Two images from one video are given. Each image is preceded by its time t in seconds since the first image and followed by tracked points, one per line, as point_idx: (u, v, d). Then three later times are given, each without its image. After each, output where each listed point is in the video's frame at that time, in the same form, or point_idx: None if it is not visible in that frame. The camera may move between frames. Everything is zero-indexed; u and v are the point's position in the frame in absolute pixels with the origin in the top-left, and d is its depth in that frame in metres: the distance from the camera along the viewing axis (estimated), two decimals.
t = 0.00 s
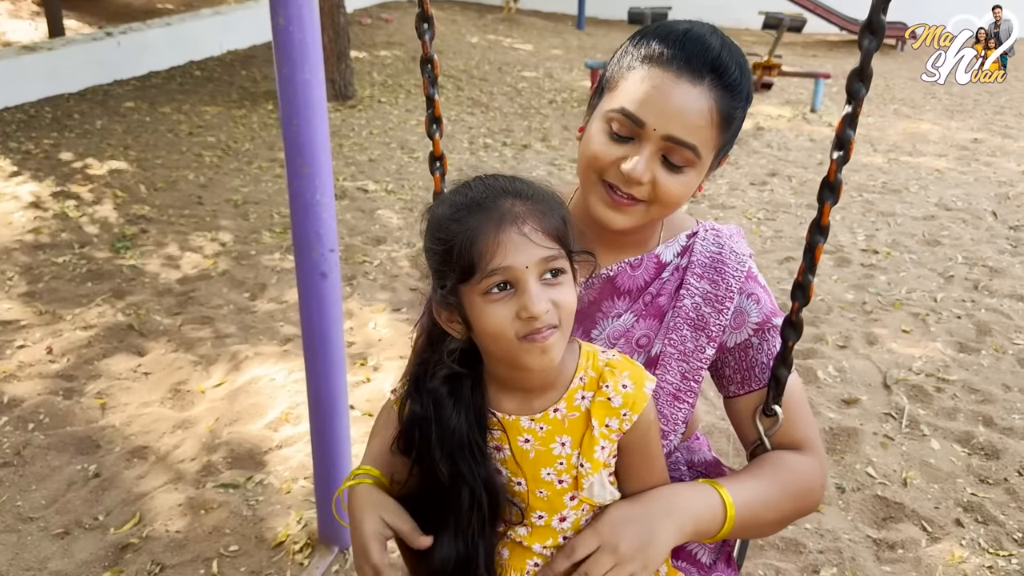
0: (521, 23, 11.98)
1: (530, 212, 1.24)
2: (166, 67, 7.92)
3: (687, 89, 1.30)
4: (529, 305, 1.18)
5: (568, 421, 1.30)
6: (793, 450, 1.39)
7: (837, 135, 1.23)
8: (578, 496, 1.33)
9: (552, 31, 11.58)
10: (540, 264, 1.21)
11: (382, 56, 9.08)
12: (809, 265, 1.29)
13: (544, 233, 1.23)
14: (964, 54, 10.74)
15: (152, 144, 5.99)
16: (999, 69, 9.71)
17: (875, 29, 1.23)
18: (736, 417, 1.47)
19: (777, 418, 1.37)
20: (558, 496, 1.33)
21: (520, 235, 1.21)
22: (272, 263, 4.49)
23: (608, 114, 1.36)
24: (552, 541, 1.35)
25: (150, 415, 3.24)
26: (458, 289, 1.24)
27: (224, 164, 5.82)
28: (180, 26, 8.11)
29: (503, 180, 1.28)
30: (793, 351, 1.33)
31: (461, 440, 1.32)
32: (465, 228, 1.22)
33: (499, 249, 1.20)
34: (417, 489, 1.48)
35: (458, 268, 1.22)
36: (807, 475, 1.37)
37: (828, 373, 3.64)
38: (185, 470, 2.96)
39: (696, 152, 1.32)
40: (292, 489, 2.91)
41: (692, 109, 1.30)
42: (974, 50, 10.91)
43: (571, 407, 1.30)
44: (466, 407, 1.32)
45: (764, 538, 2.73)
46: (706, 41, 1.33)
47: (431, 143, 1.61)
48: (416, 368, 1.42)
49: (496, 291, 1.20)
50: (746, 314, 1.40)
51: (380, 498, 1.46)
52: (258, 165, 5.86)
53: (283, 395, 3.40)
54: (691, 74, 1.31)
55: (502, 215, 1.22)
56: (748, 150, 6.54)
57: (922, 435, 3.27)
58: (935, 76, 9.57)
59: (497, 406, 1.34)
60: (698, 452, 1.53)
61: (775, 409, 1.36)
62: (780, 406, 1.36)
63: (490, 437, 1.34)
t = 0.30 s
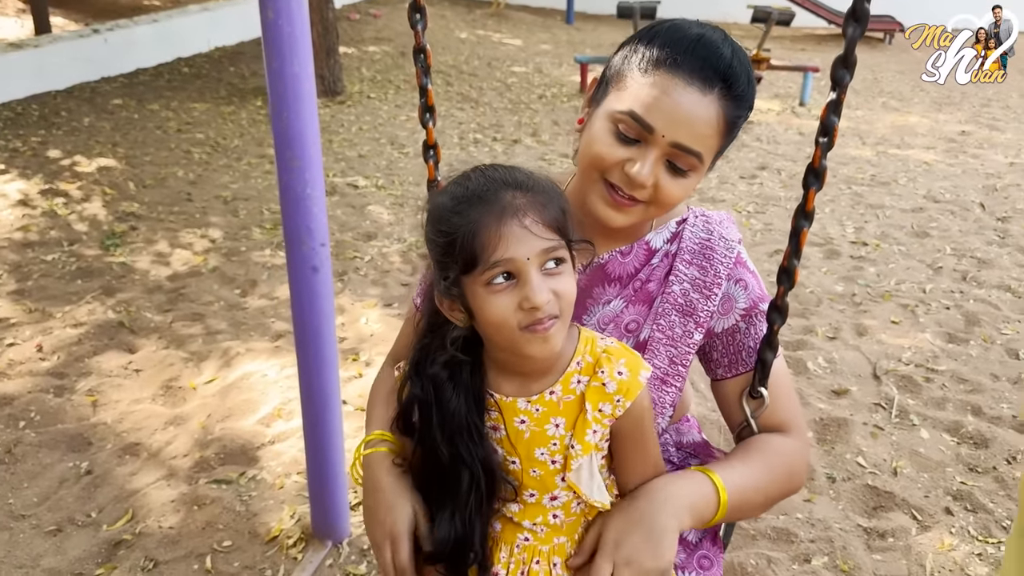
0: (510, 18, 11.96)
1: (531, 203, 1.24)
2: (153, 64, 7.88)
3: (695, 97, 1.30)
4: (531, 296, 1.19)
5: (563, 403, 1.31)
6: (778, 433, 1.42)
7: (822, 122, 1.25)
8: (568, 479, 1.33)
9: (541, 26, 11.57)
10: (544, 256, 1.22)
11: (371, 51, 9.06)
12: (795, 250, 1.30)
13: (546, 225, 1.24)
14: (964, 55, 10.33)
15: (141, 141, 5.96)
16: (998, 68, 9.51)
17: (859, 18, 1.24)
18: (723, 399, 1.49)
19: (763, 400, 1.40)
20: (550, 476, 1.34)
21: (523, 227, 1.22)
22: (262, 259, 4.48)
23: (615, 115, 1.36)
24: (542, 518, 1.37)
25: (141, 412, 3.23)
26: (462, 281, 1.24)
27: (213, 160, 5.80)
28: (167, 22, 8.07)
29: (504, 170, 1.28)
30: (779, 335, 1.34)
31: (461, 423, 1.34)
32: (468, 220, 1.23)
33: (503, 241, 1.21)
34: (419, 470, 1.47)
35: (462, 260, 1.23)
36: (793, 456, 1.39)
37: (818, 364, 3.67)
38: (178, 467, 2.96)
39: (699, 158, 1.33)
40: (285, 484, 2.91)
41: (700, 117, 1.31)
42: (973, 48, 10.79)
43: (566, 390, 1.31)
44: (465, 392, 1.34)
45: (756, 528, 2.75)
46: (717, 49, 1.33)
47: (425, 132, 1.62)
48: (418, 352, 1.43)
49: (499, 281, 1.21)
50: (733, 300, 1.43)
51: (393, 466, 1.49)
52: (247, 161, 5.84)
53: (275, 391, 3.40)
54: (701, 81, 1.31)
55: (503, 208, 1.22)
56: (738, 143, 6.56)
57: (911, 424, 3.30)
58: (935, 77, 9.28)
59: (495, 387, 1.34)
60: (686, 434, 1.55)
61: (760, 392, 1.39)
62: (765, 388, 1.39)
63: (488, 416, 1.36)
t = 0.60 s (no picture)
0: (500, 11, 11.94)
1: (536, 181, 1.25)
2: (141, 59, 7.84)
3: (687, 87, 1.31)
4: (537, 270, 1.20)
5: (561, 379, 1.31)
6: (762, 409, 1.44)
7: (804, 107, 1.26)
8: (564, 452, 1.35)
9: (531, 20, 11.56)
10: (547, 232, 1.23)
11: (360, 45, 9.03)
12: (779, 234, 1.31)
13: (548, 203, 1.24)
14: (963, 54, 10.00)
15: (129, 136, 5.93)
16: (1000, 70, 9.12)
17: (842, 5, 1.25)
18: (709, 374, 1.52)
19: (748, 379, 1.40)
20: (547, 450, 1.35)
21: (528, 204, 1.22)
22: (252, 254, 4.47)
23: (609, 102, 1.36)
24: (537, 488, 1.38)
25: (132, 407, 3.22)
26: (467, 258, 1.24)
27: (202, 155, 5.78)
28: (155, 17, 8.03)
29: (509, 151, 1.28)
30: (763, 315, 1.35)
31: (464, 400, 1.33)
32: (474, 198, 1.23)
33: (508, 217, 1.21)
34: (423, 447, 1.48)
35: (468, 237, 1.23)
36: (778, 432, 1.41)
37: (807, 355, 3.69)
38: (169, 461, 2.96)
39: (691, 145, 1.34)
40: (276, 478, 2.91)
41: (692, 105, 1.32)
42: (968, 45, 10.73)
43: (565, 366, 1.31)
44: (468, 370, 1.33)
45: (745, 517, 2.77)
46: (709, 39, 1.34)
47: (417, 118, 1.62)
48: (419, 328, 1.41)
49: (506, 257, 1.22)
50: (719, 277, 1.45)
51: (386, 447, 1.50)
52: (237, 155, 5.83)
53: (266, 384, 3.40)
54: (693, 71, 1.32)
55: (509, 185, 1.23)
56: (728, 136, 6.57)
57: (900, 414, 3.32)
58: (935, 77, 8.95)
59: (496, 362, 1.34)
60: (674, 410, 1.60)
61: (746, 370, 1.39)
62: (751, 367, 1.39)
63: (488, 392, 1.35)
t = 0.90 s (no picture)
0: (495, 11, 11.95)
1: (532, 164, 1.27)
2: (136, 59, 7.83)
3: (684, 82, 1.32)
4: (535, 250, 1.21)
5: (557, 363, 1.32)
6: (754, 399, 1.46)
7: (796, 102, 1.27)
8: (559, 436, 1.36)
9: (526, 19, 11.57)
10: (544, 214, 1.23)
11: (355, 45, 9.03)
12: (772, 225, 1.32)
13: (544, 184, 1.26)
14: (963, 54, 9.99)
15: (124, 136, 5.93)
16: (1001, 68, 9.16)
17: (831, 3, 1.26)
18: (706, 366, 1.53)
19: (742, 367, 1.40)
20: (543, 433, 1.36)
21: (525, 186, 1.24)
22: (248, 253, 4.47)
23: (607, 96, 1.37)
24: (533, 472, 1.39)
25: (129, 406, 3.23)
26: (465, 241, 1.25)
27: (198, 155, 5.78)
28: (150, 17, 8.02)
29: (505, 139, 1.31)
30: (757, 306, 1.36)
31: (461, 387, 1.34)
32: (472, 181, 1.24)
33: (505, 198, 1.22)
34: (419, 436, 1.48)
35: (467, 219, 1.24)
36: (773, 418, 1.42)
37: (802, 352, 3.70)
38: (165, 460, 2.96)
39: (687, 140, 1.35)
40: (273, 476, 2.91)
41: (689, 101, 1.33)
42: (966, 45, 10.75)
43: (560, 350, 1.32)
44: (466, 357, 1.34)
45: (741, 514, 2.78)
46: (706, 37, 1.35)
47: (416, 113, 1.62)
48: (416, 318, 1.42)
49: (504, 239, 1.22)
50: (714, 269, 1.47)
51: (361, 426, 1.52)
52: (232, 155, 5.83)
53: (262, 384, 3.40)
54: (690, 67, 1.33)
55: (505, 168, 1.24)
56: (723, 135, 6.58)
57: (894, 410, 3.34)
58: (935, 76, 8.95)
59: (493, 347, 1.35)
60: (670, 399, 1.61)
61: (740, 360, 1.39)
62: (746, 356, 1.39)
63: (484, 375, 1.36)
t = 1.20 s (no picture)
0: (492, 9, 11.95)
1: (528, 160, 1.27)
2: (132, 59, 7.82)
3: (680, 77, 1.33)
4: (534, 244, 1.21)
5: (555, 359, 1.33)
6: (753, 395, 1.46)
7: (794, 98, 1.27)
8: (559, 432, 1.36)
9: (523, 18, 11.57)
10: (540, 208, 1.23)
11: (353, 44, 9.03)
12: (770, 222, 1.32)
13: (542, 179, 1.27)
14: (963, 54, 9.95)
15: (121, 136, 5.92)
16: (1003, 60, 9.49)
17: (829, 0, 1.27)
18: (704, 364, 1.54)
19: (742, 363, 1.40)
20: (542, 430, 1.36)
21: (522, 180, 1.24)
22: (246, 252, 4.47)
23: (602, 92, 1.37)
24: (533, 469, 1.39)
25: (126, 406, 3.22)
26: (463, 237, 1.24)
27: (195, 154, 5.77)
28: (147, 16, 8.01)
29: (500, 136, 1.31)
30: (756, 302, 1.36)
31: (462, 389, 1.32)
32: (470, 177, 1.24)
33: (503, 193, 1.23)
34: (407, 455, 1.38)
35: (465, 215, 1.24)
36: (772, 415, 1.43)
37: (800, 349, 3.71)
38: (163, 459, 2.96)
39: (683, 135, 1.35)
40: (272, 475, 2.91)
41: (684, 95, 1.33)
42: (966, 44, 10.75)
43: (559, 346, 1.33)
44: (465, 357, 1.32)
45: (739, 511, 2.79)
46: (700, 30, 1.36)
47: (415, 111, 1.62)
48: (412, 318, 1.38)
49: (503, 235, 1.22)
50: (714, 268, 1.47)
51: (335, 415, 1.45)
52: (230, 154, 5.83)
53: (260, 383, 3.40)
54: (685, 61, 1.34)
55: (502, 163, 1.25)
56: (720, 133, 6.58)
57: (892, 408, 3.35)
58: (934, 78, 8.87)
59: (491, 346, 1.35)
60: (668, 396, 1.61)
61: (739, 356, 1.40)
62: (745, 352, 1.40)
63: (483, 374, 1.36)
